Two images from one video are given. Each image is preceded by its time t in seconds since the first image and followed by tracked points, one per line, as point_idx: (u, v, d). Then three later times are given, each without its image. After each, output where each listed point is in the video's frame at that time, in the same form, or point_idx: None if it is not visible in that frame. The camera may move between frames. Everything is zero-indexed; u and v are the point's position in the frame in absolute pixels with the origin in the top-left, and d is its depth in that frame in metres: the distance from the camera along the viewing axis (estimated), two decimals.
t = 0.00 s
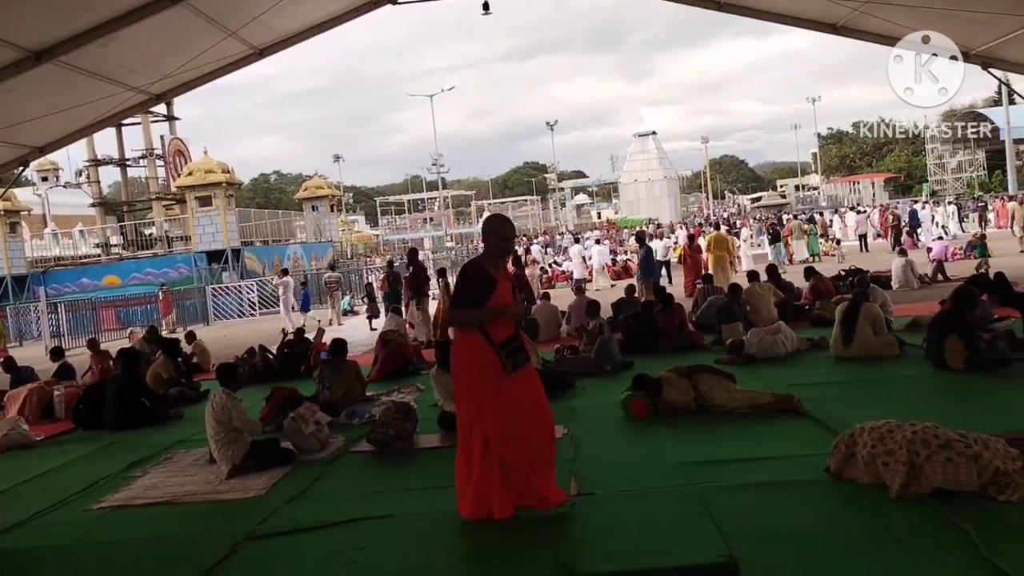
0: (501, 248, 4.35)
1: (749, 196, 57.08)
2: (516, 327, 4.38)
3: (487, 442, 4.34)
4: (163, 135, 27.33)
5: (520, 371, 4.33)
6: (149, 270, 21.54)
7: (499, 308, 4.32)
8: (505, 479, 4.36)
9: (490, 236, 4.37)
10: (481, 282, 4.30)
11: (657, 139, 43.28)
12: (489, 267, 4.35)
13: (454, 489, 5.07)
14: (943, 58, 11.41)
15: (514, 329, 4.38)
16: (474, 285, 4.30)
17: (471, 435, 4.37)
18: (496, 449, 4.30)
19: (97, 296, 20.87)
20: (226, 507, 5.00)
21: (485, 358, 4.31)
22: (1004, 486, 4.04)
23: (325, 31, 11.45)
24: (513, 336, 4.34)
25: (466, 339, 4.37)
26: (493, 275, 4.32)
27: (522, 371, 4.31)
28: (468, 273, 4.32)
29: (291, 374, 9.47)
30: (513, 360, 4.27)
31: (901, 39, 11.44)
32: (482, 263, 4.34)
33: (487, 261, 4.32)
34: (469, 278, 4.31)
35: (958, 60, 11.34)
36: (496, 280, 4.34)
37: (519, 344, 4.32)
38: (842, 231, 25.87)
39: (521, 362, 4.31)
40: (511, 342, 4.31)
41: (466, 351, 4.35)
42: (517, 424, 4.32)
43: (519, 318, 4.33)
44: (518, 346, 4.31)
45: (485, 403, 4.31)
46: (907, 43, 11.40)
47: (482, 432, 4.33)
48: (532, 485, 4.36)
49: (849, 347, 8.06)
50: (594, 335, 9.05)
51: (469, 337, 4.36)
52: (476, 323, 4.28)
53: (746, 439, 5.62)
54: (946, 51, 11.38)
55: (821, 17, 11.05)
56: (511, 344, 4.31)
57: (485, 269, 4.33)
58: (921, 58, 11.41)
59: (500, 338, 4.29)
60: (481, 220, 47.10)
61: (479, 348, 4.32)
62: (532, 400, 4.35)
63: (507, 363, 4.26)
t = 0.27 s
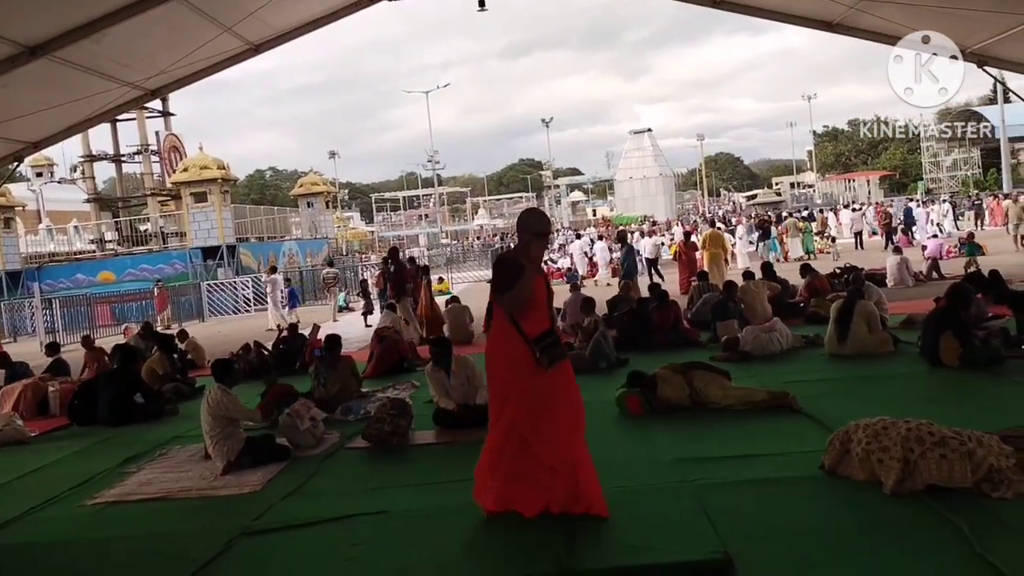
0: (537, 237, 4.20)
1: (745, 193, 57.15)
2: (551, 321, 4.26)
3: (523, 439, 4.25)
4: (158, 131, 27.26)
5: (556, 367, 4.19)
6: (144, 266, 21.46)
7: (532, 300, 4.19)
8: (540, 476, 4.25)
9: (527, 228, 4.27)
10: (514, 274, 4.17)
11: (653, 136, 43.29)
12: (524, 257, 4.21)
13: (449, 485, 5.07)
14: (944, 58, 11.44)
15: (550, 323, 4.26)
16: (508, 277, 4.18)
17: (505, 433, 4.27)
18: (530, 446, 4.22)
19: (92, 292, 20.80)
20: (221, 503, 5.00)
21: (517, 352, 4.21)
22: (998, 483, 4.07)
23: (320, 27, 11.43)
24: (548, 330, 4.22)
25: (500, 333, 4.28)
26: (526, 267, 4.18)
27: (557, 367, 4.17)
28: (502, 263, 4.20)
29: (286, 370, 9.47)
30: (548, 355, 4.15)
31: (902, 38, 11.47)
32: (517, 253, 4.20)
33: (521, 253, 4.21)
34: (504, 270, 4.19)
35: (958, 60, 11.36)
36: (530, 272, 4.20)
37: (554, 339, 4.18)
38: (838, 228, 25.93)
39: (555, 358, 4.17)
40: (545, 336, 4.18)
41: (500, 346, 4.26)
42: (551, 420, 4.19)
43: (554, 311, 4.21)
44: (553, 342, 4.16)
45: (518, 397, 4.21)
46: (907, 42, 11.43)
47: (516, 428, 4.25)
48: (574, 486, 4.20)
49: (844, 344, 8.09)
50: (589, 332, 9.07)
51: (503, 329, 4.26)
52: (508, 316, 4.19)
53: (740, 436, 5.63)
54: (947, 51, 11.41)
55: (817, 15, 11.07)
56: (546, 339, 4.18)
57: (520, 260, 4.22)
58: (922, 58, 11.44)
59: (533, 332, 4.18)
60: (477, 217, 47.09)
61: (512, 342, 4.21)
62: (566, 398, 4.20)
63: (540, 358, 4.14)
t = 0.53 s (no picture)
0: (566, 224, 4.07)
1: (738, 192, 57.28)
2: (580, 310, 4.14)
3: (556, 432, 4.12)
4: (151, 129, 27.17)
5: (586, 357, 4.07)
6: (136, 264, 21.29)
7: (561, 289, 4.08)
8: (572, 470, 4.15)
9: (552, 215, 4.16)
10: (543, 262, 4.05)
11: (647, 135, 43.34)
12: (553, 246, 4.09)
13: (443, 483, 5.07)
14: (943, 58, 11.41)
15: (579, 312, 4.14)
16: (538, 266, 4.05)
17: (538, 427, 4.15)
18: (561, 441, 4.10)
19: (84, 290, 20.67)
20: (215, 501, 4.98)
21: (546, 343, 4.06)
22: (991, 481, 4.09)
23: (313, 24, 11.41)
24: (577, 320, 4.09)
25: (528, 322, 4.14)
26: (555, 255, 4.05)
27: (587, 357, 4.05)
28: (532, 251, 4.07)
29: (279, 368, 9.45)
30: (578, 344, 4.01)
31: (902, 38, 11.48)
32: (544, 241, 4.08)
33: (548, 239, 4.09)
34: (533, 257, 4.06)
35: (958, 59, 11.35)
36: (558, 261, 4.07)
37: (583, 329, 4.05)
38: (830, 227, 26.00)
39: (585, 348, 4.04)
40: (575, 327, 4.06)
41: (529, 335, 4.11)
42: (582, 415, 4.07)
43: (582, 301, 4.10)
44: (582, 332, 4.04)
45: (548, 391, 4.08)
46: (907, 42, 11.45)
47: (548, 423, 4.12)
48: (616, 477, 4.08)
49: (837, 342, 8.11)
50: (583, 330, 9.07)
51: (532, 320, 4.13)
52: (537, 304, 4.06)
53: (733, 434, 5.64)
54: (947, 51, 11.38)
55: (812, 14, 11.09)
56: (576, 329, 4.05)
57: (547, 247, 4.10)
58: (921, 58, 11.44)
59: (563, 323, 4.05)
60: (471, 215, 47.10)
61: (541, 332, 4.07)
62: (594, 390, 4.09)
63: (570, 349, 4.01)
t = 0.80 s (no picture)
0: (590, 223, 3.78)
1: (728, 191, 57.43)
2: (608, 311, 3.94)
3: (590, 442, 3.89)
4: (139, 127, 27.03)
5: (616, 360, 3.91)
6: (124, 263, 21.24)
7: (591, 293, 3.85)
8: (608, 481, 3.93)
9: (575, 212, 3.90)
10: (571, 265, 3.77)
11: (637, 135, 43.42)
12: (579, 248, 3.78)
13: (431, 483, 5.07)
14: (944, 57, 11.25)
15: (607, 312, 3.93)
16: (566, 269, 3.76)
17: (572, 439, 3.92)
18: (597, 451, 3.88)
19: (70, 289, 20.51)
20: (203, 502, 4.96)
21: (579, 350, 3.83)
22: (977, 480, 4.12)
23: (301, 23, 11.37)
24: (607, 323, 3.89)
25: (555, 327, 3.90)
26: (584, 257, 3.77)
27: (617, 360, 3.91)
28: (558, 254, 3.77)
29: (267, 368, 9.43)
30: (610, 349, 3.84)
31: (902, 40, 11.36)
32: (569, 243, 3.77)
33: (575, 240, 3.76)
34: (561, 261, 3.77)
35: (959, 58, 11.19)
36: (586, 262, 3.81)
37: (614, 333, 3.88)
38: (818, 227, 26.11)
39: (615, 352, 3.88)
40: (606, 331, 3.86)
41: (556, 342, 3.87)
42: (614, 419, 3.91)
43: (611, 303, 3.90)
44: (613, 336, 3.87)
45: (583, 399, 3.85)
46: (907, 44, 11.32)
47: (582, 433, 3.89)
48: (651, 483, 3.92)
49: (824, 341, 8.15)
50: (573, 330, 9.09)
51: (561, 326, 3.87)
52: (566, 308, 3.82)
53: (720, 434, 5.66)
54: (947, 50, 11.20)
55: (800, 15, 11.13)
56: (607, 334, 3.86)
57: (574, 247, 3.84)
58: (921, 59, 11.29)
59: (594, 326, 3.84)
60: (460, 215, 47.08)
61: (572, 338, 3.84)
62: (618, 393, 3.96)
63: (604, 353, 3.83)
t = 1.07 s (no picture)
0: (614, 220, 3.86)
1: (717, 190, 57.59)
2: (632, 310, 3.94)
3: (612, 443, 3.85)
4: (125, 126, 26.85)
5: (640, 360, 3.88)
6: (110, 262, 20.94)
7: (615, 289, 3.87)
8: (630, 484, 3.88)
9: (595, 211, 3.97)
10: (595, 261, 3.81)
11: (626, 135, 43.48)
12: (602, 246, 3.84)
13: (420, 484, 5.04)
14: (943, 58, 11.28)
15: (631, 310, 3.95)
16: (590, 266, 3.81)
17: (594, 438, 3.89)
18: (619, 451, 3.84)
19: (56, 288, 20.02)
20: (190, 504, 4.92)
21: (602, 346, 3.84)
22: (965, 480, 4.13)
23: (290, 21, 11.30)
24: (630, 321, 3.89)
25: (577, 327, 3.92)
26: (607, 253, 3.82)
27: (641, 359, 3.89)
28: (583, 251, 3.83)
29: (255, 368, 9.39)
30: (637, 344, 3.84)
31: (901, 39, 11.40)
32: (592, 240, 3.84)
33: (598, 237, 3.84)
34: (585, 257, 3.82)
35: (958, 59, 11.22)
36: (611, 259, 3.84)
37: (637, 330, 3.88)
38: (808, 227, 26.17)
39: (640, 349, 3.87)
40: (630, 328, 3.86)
41: (581, 341, 3.89)
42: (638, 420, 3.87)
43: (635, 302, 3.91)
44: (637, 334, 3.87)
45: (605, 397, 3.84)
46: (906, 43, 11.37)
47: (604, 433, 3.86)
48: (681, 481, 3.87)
49: (814, 341, 8.16)
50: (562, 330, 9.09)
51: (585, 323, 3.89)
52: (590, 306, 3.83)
53: (709, 435, 5.65)
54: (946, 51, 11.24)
55: (789, 15, 11.16)
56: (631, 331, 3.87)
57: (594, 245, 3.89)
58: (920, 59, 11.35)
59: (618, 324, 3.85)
60: (450, 214, 47.03)
61: (597, 335, 3.85)
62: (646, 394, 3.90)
63: (628, 350, 3.83)
